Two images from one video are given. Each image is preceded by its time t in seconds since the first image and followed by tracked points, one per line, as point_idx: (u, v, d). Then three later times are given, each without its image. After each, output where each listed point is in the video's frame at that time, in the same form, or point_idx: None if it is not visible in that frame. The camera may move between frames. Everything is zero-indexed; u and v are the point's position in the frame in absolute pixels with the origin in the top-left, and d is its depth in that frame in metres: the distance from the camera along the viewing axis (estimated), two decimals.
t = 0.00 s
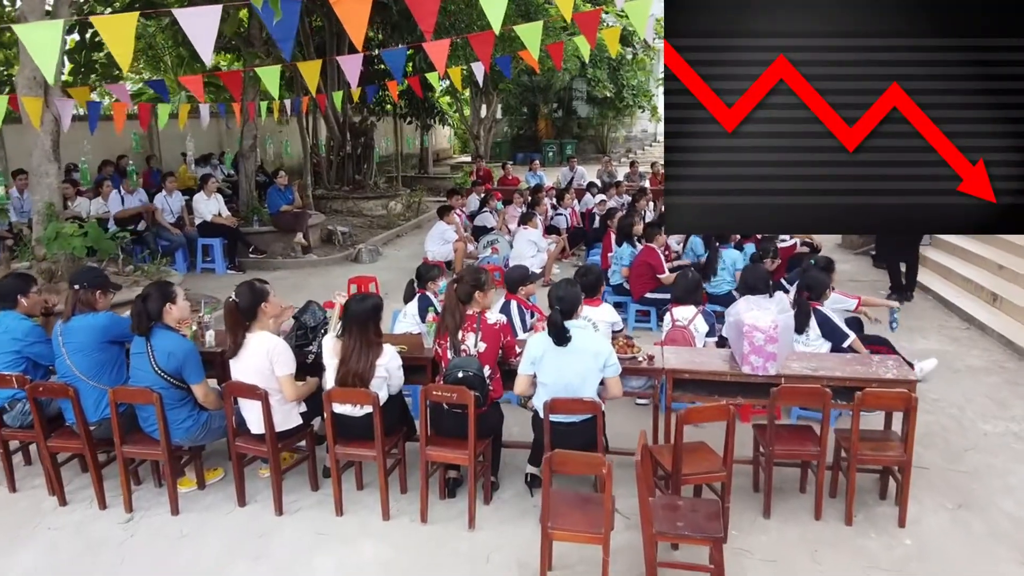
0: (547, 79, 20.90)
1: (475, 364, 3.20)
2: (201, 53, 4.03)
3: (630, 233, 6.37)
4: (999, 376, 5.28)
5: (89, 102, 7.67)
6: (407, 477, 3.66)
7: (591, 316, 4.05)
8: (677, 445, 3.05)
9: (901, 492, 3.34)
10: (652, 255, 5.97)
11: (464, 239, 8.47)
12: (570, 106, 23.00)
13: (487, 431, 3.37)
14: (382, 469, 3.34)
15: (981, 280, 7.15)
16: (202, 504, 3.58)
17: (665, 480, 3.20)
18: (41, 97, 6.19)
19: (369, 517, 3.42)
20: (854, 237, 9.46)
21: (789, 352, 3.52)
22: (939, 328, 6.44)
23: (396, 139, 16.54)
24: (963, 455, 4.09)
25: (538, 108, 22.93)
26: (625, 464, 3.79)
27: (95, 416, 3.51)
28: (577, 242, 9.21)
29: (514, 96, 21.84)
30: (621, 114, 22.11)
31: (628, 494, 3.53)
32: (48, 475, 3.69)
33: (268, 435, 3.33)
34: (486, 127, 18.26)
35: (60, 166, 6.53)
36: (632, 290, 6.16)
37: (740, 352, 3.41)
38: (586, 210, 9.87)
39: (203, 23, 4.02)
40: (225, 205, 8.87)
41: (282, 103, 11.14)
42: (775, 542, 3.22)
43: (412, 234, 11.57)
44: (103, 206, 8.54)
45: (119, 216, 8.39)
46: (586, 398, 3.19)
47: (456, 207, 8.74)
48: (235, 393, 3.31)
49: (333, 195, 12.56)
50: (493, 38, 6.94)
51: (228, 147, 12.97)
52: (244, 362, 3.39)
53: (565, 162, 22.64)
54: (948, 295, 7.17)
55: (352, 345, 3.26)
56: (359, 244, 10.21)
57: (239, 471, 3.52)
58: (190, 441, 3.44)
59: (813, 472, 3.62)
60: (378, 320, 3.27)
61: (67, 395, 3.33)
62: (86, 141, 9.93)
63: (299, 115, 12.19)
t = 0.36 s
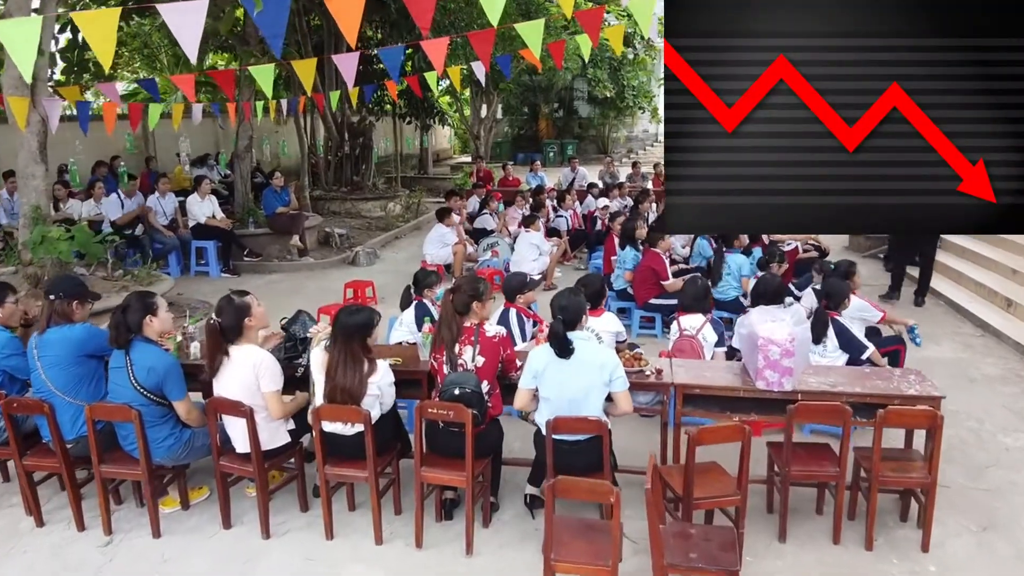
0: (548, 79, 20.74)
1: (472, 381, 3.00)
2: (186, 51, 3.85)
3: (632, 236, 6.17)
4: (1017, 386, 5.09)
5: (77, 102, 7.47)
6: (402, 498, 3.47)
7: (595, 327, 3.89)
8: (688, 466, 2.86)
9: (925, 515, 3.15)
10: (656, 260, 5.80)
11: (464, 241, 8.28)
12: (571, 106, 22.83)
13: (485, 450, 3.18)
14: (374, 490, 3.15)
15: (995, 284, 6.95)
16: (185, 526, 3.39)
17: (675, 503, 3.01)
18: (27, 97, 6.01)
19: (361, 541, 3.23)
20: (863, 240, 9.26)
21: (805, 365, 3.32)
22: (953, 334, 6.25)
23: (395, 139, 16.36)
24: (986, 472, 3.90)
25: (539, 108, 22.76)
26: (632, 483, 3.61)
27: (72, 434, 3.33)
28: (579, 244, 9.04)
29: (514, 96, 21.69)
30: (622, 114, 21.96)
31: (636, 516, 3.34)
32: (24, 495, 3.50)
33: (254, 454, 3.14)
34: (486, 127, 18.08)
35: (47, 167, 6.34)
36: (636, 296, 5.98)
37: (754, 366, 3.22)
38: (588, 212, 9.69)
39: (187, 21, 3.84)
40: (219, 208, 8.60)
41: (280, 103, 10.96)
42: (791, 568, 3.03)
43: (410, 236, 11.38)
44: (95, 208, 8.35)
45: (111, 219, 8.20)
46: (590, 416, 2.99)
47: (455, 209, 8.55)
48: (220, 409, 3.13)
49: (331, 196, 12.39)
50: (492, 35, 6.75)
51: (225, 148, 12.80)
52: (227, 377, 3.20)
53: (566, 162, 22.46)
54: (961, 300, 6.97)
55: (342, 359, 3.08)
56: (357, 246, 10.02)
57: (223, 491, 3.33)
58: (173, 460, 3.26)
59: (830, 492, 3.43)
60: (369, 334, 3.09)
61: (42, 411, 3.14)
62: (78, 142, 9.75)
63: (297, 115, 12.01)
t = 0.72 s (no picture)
0: (549, 78, 20.54)
1: (466, 404, 2.79)
2: (168, 49, 3.69)
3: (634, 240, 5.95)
4: None
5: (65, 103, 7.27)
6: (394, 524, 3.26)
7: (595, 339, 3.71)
8: (701, 494, 2.65)
9: (953, 544, 2.95)
10: (662, 266, 5.62)
11: (463, 244, 8.08)
12: (572, 106, 22.64)
13: (482, 477, 2.98)
14: (363, 519, 2.94)
15: (1009, 289, 6.75)
16: (163, 554, 3.18)
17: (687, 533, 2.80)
18: (10, 97, 5.81)
19: (350, 572, 3.02)
20: (871, 243, 9.05)
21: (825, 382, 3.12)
22: (968, 343, 6.04)
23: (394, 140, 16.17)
24: (1012, 493, 3.69)
25: (540, 108, 22.56)
26: (640, 506, 3.41)
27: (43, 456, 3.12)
28: (580, 247, 8.84)
29: (515, 96, 21.51)
30: (623, 114, 21.78)
31: (644, 544, 3.14)
32: None
33: (235, 478, 2.94)
34: (486, 127, 17.88)
35: (31, 170, 6.14)
36: (641, 303, 5.78)
37: (771, 384, 3.02)
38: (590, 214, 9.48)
39: (169, 17, 3.68)
40: (212, 210, 8.41)
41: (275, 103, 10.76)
42: None
43: (409, 238, 11.19)
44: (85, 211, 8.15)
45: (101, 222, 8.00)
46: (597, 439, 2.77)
47: (454, 212, 8.35)
48: (199, 430, 2.93)
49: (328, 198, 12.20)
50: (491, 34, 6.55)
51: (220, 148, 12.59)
52: (206, 397, 3.00)
53: (567, 162, 22.27)
54: (975, 306, 6.77)
55: (328, 378, 2.88)
56: (354, 249, 9.82)
57: (203, 517, 3.13)
58: (149, 485, 3.05)
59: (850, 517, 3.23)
60: (358, 351, 2.90)
61: (10, 432, 2.94)
62: (70, 143, 9.55)
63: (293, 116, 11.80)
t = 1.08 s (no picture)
0: (549, 78, 20.34)
1: (455, 439, 2.59)
2: (144, 46, 3.52)
3: (637, 245, 5.72)
4: None
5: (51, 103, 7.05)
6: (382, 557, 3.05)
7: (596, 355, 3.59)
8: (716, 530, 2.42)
9: None
10: (665, 274, 5.34)
11: (461, 249, 7.85)
12: (573, 106, 22.45)
13: (473, 512, 2.78)
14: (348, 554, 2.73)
15: None
16: None
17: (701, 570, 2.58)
18: None
19: None
20: (879, 246, 8.83)
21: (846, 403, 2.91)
22: (985, 352, 5.82)
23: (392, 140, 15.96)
24: None
25: (540, 107, 22.36)
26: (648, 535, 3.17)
27: (4, 484, 2.91)
28: (582, 251, 8.62)
29: (515, 96, 21.31)
30: (624, 114, 21.58)
31: None
32: None
33: (209, 509, 2.73)
34: (486, 127, 17.67)
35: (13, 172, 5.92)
36: (644, 310, 5.55)
37: (791, 407, 2.80)
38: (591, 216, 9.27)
39: (146, 13, 3.49)
40: (204, 213, 8.20)
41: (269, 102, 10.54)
42: None
43: (407, 240, 10.97)
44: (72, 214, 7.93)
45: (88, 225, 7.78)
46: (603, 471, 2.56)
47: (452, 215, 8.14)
48: (170, 457, 2.72)
49: (324, 199, 11.99)
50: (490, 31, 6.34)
51: (215, 149, 12.37)
52: (178, 425, 2.79)
53: (568, 162, 22.06)
54: (990, 313, 6.55)
55: (312, 405, 2.67)
56: (350, 252, 9.61)
57: (177, 549, 2.91)
58: (117, 515, 2.84)
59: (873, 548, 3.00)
60: (343, 374, 2.68)
61: None
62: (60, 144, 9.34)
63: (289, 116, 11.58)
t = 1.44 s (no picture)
0: (549, 77, 20.13)
1: (447, 476, 2.35)
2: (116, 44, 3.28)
3: (643, 251, 5.48)
4: None
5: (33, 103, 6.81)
6: None
7: (602, 374, 3.36)
8: None
9: None
10: (673, 282, 5.11)
11: (460, 253, 7.62)
12: (573, 106, 22.22)
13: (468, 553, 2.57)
14: None
15: None
16: None
17: None
18: None
19: None
20: (888, 250, 8.58)
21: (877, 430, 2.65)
22: (1006, 363, 5.58)
23: (390, 140, 15.73)
24: None
25: (541, 107, 22.14)
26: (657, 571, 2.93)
27: None
28: (584, 255, 8.38)
29: (515, 96, 21.11)
30: (625, 113, 21.36)
31: None
32: None
33: (178, 546, 2.48)
34: (486, 128, 17.45)
35: None
36: (650, 319, 5.31)
37: (816, 437, 2.56)
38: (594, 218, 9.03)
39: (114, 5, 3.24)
40: (194, 217, 7.97)
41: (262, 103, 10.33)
42: None
43: (404, 243, 10.74)
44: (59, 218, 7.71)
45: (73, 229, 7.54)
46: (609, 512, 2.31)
47: (450, 218, 7.91)
48: (136, 491, 2.48)
49: (321, 201, 11.79)
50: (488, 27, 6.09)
51: (208, 150, 12.14)
52: (144, 456, 2.53)
53: (568, 163, 21.84)
54: (1007, 322, 6.31)
55: (290, 436, 2.46)
56: (346, 256, 9.38)
57: None
58: (79, 554, 2.60)
59: None
60: (325, 401, 2.51)
61: None
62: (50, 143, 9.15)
63: (284, 116, 11.34)
